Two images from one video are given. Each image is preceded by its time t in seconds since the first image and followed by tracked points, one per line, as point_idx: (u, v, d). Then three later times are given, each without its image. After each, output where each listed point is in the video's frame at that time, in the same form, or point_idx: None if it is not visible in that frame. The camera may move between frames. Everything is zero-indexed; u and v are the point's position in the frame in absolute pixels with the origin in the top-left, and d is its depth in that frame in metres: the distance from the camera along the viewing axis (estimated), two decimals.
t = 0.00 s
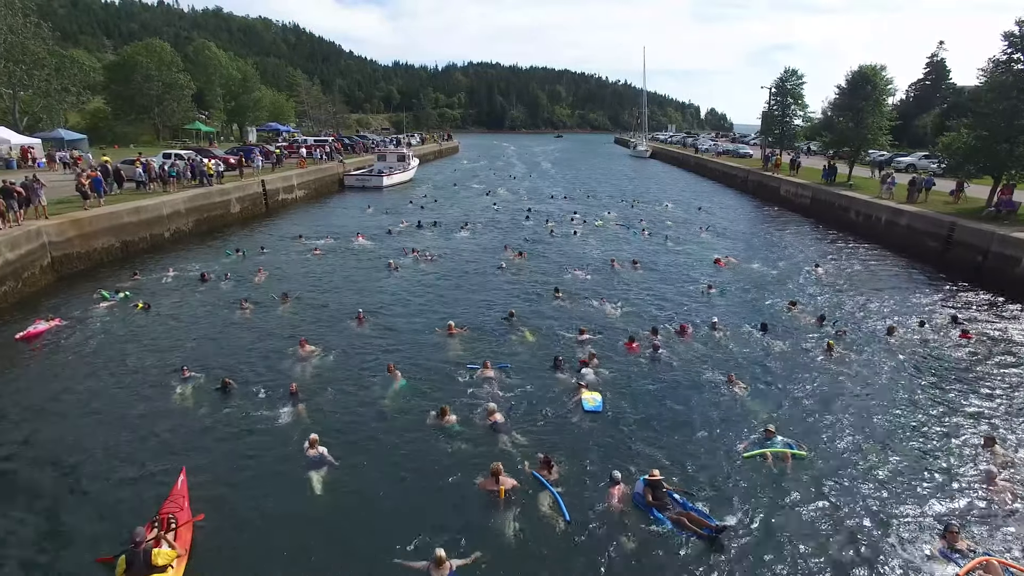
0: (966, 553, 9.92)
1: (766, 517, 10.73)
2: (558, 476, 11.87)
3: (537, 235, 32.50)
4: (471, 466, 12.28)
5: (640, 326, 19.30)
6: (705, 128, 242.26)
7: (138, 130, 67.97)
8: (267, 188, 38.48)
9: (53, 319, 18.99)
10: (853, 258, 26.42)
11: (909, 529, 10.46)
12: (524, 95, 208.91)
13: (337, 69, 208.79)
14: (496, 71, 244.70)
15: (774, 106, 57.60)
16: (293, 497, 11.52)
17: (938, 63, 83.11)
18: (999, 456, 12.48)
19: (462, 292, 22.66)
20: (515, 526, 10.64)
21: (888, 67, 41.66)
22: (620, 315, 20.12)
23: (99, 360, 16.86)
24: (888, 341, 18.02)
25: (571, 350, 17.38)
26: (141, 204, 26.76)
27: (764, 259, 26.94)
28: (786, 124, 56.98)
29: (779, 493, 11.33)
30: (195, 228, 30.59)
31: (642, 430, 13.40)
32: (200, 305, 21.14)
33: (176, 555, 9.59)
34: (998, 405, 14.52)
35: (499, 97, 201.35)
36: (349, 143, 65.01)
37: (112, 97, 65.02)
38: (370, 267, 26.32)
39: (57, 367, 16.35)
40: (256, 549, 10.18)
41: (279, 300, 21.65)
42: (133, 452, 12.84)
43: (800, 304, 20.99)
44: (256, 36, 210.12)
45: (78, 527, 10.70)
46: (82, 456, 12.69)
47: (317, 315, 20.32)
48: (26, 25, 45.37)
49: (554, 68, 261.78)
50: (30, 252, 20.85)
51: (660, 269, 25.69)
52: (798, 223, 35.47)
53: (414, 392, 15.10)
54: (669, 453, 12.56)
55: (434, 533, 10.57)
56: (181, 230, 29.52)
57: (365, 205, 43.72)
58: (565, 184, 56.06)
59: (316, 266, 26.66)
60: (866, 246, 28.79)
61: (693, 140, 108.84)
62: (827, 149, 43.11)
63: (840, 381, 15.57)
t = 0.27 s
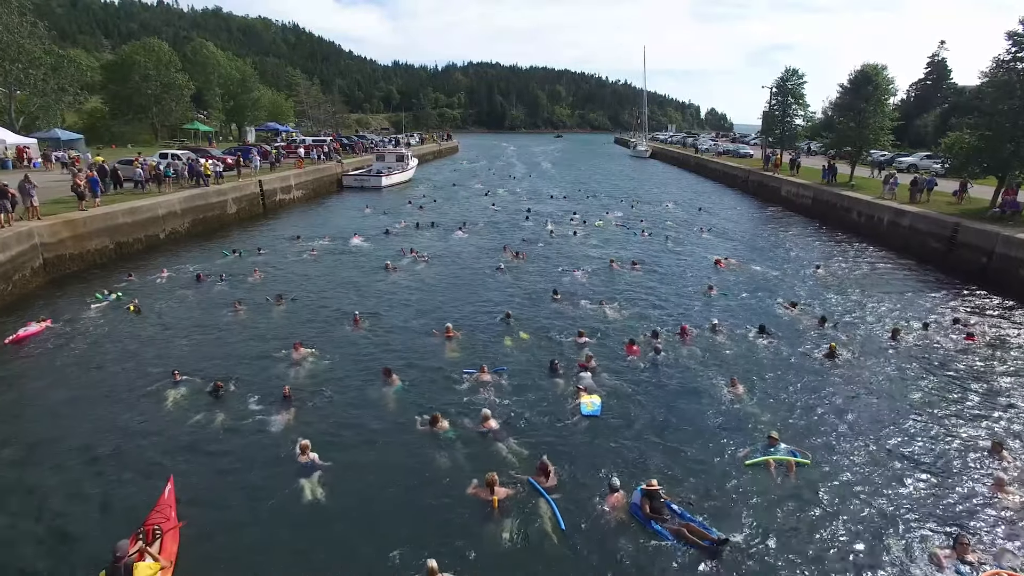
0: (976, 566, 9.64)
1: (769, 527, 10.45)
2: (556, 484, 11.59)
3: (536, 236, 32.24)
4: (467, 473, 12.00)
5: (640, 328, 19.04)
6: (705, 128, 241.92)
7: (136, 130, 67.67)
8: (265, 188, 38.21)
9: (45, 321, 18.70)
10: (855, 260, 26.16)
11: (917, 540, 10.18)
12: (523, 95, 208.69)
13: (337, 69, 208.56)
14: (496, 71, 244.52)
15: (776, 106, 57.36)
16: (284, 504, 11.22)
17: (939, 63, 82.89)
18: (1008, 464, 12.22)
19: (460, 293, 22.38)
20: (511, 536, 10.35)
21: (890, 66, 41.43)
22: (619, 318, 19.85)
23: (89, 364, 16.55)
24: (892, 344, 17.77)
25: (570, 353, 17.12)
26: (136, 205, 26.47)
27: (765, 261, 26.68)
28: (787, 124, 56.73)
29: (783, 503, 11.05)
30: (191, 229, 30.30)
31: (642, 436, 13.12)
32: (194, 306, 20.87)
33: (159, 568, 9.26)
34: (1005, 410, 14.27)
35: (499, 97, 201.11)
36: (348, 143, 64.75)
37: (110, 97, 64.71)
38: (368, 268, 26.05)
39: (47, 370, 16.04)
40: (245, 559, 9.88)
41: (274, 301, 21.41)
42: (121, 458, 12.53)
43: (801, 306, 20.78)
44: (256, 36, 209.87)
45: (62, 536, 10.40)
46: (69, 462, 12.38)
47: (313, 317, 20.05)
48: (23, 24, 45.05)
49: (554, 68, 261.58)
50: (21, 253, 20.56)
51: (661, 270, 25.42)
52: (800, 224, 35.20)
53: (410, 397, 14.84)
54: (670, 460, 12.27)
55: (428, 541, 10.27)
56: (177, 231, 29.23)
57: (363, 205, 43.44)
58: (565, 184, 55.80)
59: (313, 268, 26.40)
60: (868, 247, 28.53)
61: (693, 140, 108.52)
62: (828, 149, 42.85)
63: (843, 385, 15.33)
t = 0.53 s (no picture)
0: None
1: (773, 539, 10.13)
2: (553, 492, 11.24)
3: (535, 237, 31.91)
4: (461, 481, 11.65)
5: (640, 331, 18.71)
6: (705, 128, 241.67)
7: (134, 130, 67.32)
8: (262, 188, 37.89)
9: (34, 325, 18.37)
10: (858, 262, 25.86)
11: (927, 554, 9.87)
12: (523, 95, 208.31)
13: (337, 69, 208.15)
14: (496, 71, 244.20)
15: (776, 106, 57.06)
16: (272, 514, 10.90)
17: (940, 62, 82.55)
18: (1018, 473, 11.92)
19: (457, 295, 22.07)
20: (506, 547, 10.00)
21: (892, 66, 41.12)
22: (618, 321, 19.53)
23: (78, 368, 16.20)
24: (898, 348, 17.46)
25: (567, 357, 16.80)
26: (130, 206, 26.15)
27: (766, 262, 26.37)
28: (788, 124, 56.42)
29: (787, 514, 10.73)
30: (187, 230, 30.02)
31: (642, 443, 12.79)
32: (187, 309, 20.56)
33: None
34: (1013, 417, 13.97)
35: (499, 97, 200.72)
36: (346, 143, 64.42)
37: (107, 97, 64.35)
38: (364, 270, 25.73)
39: (34, 375, 15.71)
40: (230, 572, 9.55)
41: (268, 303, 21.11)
42: (106, 466, 12.20)
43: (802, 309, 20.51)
44: (255, 36, 209.44)
45: (42, 547, 10.07)
46: (52, 470, 12.04)
47: (306, 320, 19.72)
48: (17, 23, 44.68)
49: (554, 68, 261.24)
50: (10, 255, 20.23)
51: (660, 271, 25.10)
52: (802, 225, 34.91)
53: (403, 402, 14.52)
54: (670, 468, 11.95)
55: (420, 553, 9.94)
56: (172, 233, 28.91)
57: (361, 205, 43.13)
58: (564, 184, 55.50)
59: (309, 269, 26.10)
60: (871, 248, 28.24)
61: (693, 140, 108.22)
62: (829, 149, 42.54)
63: (847, 390, 15.04)
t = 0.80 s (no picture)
0: None
1: (773, 556, 9.73)
2: (545, 506, 10.85)
3: (533, 239, 31.52)
4: (450, 495, 11.27)
5: (638, 336, 18.34)
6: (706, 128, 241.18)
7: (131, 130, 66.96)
8: (258, 189, 37.51)
9: (20, 329, 18.02)
10: (861, 264, 25.49)
11: (936, 571, 9.48)
12: (523, 95, 207.87)
13: (337, 69, 207.75)
14: (496, 71, 243.80)
15: (777, 105, 56.67)
16: (254, 530, 10.51)
17: (942, 62, 82.10)
18: None
19: (452, 298, 21.70)
20: (494, 566, 9.62)
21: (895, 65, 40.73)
22: (616, 325, 19.16)
23: (62, 373, 15.86)
24: (902, 354, 17.10)
25: (563, 363, 16.42)
26: (121, 207, 25.77)
27: (767, 264, 26.01)
28: (789, 123, 56.02)
29: (788, 529, 10.34)
30: (180, 232, 29.65)
31: (638, 454, 12.41)
32: (176, 312, 20.19)
33: None
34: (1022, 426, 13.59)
35: (499, 97, 200.25)
36: (344, 143, 64.01)
37: (104, 96, 64.00)
38: (358, 272, 25.35)
39: (16, 381, 15.34)
40: None
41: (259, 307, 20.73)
42: (85, 476, 11.85)
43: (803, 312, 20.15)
44: (254, 36, 209.02)
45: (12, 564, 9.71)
46: (29, 481, 11.68)
47: (298, 323, 19.35)
48: (11, 22, 44.31)
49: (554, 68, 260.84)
50: None
51: (659, 274, 24.72)
52: (804, 226, 34.53)
53: (394, 410, 14.14)
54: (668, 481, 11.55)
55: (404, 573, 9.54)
56: (165, 234, 28.52)
57: (358, 206, 42.75)
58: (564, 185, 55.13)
59: (303, 271, 25.72)
60: (873, 250, 27.87)
61: (693, 140, 107.77)
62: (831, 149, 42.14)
63: (849, 397, 14.68)
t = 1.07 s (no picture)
0: None
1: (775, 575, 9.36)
2: (538, 521, 10.47)
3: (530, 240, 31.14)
4: (440, 508, 10.89)
5: (636, 340, 17.95)
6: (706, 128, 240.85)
7: (128, 130, 66.60)
8: (254, 190, 37.14)
9: (6, 333, 17.66)
10: (864, 266, 25.15)
11: None
12: (523, 95, 207.48)
13: (336, 69, 207.34)
14: (496, 71, 243.37)
15: (778, 105, 56.30)
16: (235, 545, 10.13)
17: (943, 61, 81.76)
18: None
19: (447, 301, 21.32)
20: None
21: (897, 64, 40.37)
22: (614, 329, 18.77)
23: (46, 379, 15.47)
24: (907, 360, 16.77)
25: (560, 369, 16.04)
26: (112, 208, 25.40)
27: (768, 266, 25.66)
28: (789, 123, 55.66)
29: (790, 545, 9.99)
30: (174, 233, 29.31)
31: (635, 465, 12.05)
32: (166, 315, 19.80)
33: None
34: None
35: (498, 97, 199.84)
36: (342, 143, 63.61)
37: (100, 96, 63.59)
38: (353, 275, 24.97)
39: None
40: None
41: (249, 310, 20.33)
42: (64, 487, 11.47)
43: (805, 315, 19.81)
44: (254, 36, 208.59)
45: None
46: (5, 492, 11.30)
47: (289, 327, 18.97)
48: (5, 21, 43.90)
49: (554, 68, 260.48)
50: None
51: (658, 276, 24.33)
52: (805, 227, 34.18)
53: (386, 418, 13.76)
54: (666, 494, 11.18)
55: None
56: (157, 235, 28.13)
57: (354, 207, 42.38)
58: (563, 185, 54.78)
59: (297, 274, 25.36)
60: (876, 251, 27.53)
61: (693, 140, 107.46)
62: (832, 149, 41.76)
63: (852, 404, 14.33)
